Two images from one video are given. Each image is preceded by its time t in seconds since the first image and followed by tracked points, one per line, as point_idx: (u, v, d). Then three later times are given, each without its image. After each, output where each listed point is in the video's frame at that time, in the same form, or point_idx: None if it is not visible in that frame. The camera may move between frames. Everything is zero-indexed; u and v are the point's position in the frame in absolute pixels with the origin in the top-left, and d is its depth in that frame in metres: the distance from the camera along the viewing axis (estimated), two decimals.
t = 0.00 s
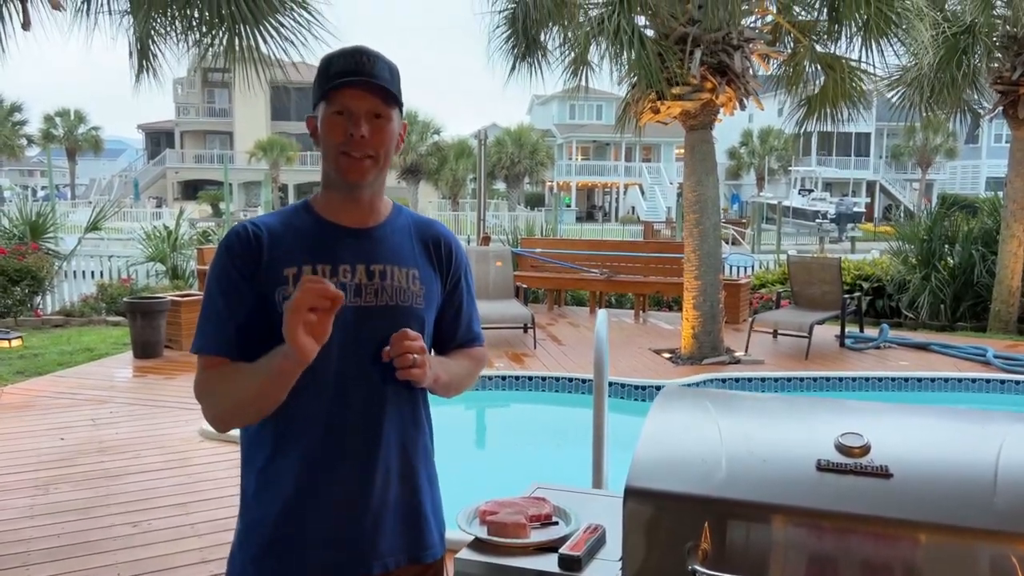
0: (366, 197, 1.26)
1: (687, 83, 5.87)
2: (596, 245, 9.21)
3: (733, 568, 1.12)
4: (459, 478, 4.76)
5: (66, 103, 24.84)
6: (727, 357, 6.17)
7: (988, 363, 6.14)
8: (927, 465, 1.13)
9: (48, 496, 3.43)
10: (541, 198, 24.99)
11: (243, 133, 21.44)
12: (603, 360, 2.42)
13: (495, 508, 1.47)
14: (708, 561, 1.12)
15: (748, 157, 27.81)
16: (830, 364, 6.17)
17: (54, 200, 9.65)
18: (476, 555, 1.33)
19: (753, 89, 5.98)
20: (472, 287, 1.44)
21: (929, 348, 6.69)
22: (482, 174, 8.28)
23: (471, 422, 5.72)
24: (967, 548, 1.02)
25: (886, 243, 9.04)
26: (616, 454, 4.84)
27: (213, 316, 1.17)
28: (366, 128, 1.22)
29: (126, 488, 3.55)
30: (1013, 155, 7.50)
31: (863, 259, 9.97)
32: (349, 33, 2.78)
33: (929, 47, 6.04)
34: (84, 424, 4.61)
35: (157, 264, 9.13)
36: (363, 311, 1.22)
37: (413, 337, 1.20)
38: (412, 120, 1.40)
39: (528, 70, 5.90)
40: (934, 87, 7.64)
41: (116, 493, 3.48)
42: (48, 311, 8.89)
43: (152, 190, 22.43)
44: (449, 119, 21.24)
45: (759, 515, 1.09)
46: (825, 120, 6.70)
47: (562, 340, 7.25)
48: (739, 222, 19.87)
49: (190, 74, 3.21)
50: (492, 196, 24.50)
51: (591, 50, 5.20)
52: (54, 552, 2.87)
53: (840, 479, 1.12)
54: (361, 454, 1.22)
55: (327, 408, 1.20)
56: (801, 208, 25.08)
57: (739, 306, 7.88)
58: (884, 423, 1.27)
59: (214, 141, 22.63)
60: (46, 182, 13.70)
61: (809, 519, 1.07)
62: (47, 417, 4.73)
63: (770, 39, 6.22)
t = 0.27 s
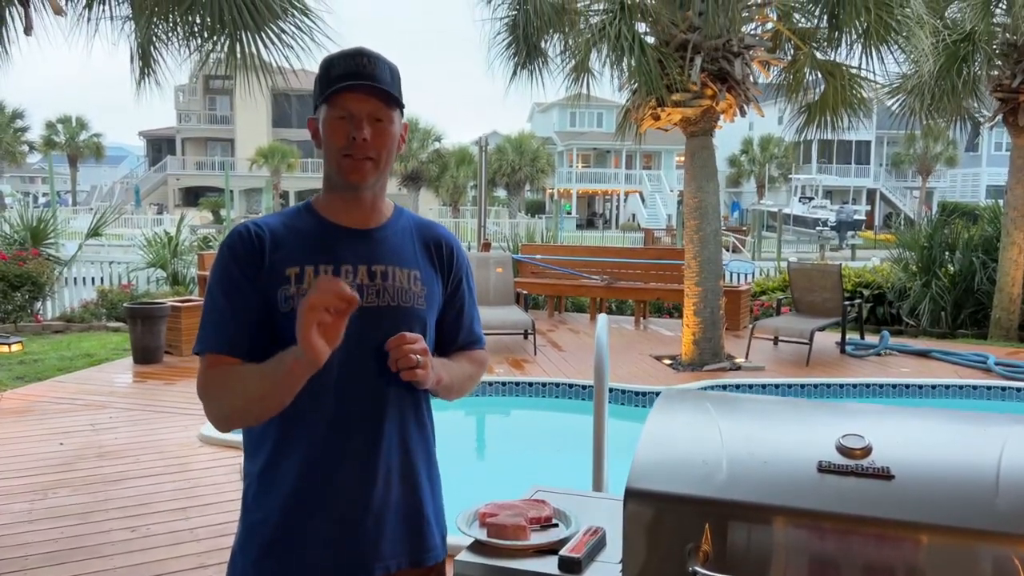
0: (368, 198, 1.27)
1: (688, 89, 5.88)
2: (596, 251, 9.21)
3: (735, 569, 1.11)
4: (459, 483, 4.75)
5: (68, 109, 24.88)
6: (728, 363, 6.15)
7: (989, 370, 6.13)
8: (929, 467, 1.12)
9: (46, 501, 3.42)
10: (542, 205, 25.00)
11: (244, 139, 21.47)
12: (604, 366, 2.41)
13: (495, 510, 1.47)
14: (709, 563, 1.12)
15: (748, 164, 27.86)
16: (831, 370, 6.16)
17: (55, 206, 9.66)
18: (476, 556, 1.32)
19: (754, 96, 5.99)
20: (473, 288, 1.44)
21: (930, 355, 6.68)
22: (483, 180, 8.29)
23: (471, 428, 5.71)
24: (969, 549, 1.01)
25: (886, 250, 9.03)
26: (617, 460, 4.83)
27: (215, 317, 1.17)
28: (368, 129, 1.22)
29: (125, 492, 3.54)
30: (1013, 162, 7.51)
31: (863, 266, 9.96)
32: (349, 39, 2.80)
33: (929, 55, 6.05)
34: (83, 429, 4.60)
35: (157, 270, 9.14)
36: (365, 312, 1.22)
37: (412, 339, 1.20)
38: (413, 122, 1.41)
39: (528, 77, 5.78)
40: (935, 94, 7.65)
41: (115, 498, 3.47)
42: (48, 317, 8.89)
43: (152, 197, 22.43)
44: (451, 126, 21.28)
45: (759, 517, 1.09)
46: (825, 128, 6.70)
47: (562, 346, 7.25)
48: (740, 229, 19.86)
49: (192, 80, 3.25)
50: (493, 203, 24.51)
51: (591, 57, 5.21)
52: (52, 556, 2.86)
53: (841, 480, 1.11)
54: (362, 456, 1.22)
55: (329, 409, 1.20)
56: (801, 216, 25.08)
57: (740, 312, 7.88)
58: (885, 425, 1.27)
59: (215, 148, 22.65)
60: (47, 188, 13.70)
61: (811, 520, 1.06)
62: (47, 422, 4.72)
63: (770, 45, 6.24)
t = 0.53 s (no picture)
0: (368, 196, 1.26)
1: (688, 95, 5.88)
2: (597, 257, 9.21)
3: (735, 570, 1.10)
4: (458, 489, 4.74)
5: (69, 116, 24.90)
6: (728, 369, 6.15)
7: (990, 376, 6.12)
8: (930, 467, 1.12)
9: (45, 505, 3.41)
10: (542, 212, 25.01)
11: (245, 146, 21.49)
12: (604, 370, 2.41)
13: (495, 511, 1.46)
14: (709, 563, 1.11)
15: (748, 172, 27.90)
16: (832, 377, 6.15)
17: (55, 212, 9.67)
18: (475, 557, 1.32)
19: (754, 102, 6.00)
20: (472, 287, 1.45)
21: (930, 361, 6.68)
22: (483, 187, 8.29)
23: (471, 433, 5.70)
24: (970, 549, 1.01)
25: (886, 257, 9.03)
26: (617, 466, 4.82)
27: (214, 316, 1.17)
28: (368, 128, 1.22)
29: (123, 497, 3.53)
30: (1013, 169, 7.52)
31: (863, 273, 9.96)
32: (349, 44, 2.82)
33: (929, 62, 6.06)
34: (82, 434, 4.59)
35: (157, 276, 9.14)
36: (366, 311, 1.22)
37: (418, 338, 1.19)
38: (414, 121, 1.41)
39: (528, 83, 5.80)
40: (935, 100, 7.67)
41: (113, 503, 3.46)
42: (48, 323, 8.89)
43: (153, 203, 22.43)
44: (451, 133, 21.30)
45: (760, 517, 1.08)
46: (825, 135, 6.71)
47: (562, 352, 7.24)
48: (740, 236, 19.86)
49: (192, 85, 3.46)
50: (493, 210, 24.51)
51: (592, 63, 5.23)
52: (50, 561, 2.85)
53: (842, 480, 1.11)
54: (362, 456, 1.21)
55: (329, 407, 1.20)
56: (801, 223, 25.10)
57: (740, 318, 7.88)
58: (886, 425, 1.26)
59: (216, 154, 22.67)
60: (48, 194, 13.71)
61: (811, 520, 1.06)
62: (46, 427, 4.71)
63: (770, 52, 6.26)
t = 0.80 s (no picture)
0: (369, 206, 1.27)
1: (688, 102, 5.87)
2: (597, 265, 9.21)
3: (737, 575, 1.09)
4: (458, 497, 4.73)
5: (70, 124, 24.94)
6: (728, 376, 6.13)
7: (992, 384, 6.10)
8: (932, 471, 1.11)
9: (43, 512, 3.40)
10: (542, 220, 25.02)
11: (245, 154, 21.51)
12: (604, 377, 2.40)
13: (495, 516, 1.47)
14: (710, 568, 1.10)
15: (748, 180, 27.93)
16: (833, 384, 6.13)
17: (56, 219, 9.67)
18: (475, 563, 1.34)
19: (754, 109, 6.01)
20: (473, 291, 1.45)
21: (932, 369, 6.66)
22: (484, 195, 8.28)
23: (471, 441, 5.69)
24: (974, 553, 1.00)
25: (887, 264, 9.03)
26: (617, 474, 4.81)
27: (214, 321, 1.16)
28: (372, 139, 1.22)
29: (122, 504, 3.52)
30: (1013, 176, 7.52)
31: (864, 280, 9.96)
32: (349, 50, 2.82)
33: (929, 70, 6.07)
34: (81, 440, 4.58)
35: (157, 284, 9.14)
36: (367, 316, 1.22)
37: (422, 342, 1.19)
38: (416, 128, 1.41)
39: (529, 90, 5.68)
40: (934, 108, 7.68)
41: (112, 510, 3.45)
42: (48, 330, 8.88)
43: (154, 211, 22.42)
44: (452, 141, 21.32)
45: (761, 521, 1.08)
46: (825, 143, 6.72)
47: (563, 359, 7.23)
48: (740, 244, 19.84)
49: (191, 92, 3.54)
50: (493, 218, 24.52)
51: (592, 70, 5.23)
52: (48, 568, 2.84)
53: (844, 484, 1.10)
54: (363, 460, 1.21)
55: (330, 411, 1.19)
56: (801, 231, 25.09)
57: (741, 326, 7.87)
58: (887, 430, 1.26)
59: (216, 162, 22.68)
60: (49, 202, 13.70)
61: (813, 524, 1.05)
62: (45, 434, 4.70)
63: (770, 60, 6.27)
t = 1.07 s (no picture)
0: (369, 211, 1.28)
1: (688, 107, 5.88)
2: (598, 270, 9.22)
3: None
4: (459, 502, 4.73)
5: (72, 130, 24.96)
6: (729, 381, 6.13)
7: (992, 389, 6.09)
8: (934, 473, 1.11)
9: (43, 517, 3.39)
10: (543, 225, 25.02)
11: (246, 160, 21.52)
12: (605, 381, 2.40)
13: (496, 520, 1.49)
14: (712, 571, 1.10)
15: (749, 185, 27.95)
16: (833, 389, 6.13)
17: (57, 225, 9.67)
18: (476, 566, 1.35)
19: (754, 114, 6.02)
20: (474, 295, 1.45)
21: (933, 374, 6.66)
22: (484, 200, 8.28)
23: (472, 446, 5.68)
24: (975, 555, 1.00)
25: (888, 270, 9.03)
26: (618, 480, 4.81)
27: (214, 322, 1.17)
28: (372, 146, 1.23)
29: (122, 509, 3.51)
30: (1014, 181, 7.53)
31: (865, 285, 9.95)
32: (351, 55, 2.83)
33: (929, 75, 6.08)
34: (81, 445, 4.58)
35: (158, 289, 9.15)
36: (367, 318, 1.22)
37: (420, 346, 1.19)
38: (416, 130, 1.42)
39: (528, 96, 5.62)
40: (934, 113, 7.70)
41: (112, 515, 3.44)
42: (48, 335, 8.88)
43: (154, 217, 22.41)
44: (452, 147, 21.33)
45: (763, 523, 1.07)
46: (825, 148, 6.73)
47: (563, 364, 7.23)
48: (741, 250, 19.82)
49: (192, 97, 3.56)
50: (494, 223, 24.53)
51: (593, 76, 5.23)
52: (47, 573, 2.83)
53: (846, 486, 1.10)
54: (362, 464, 1.21)
55: (329, 414, 1.19)
56: (802, 236, 25.09)
57: (741, 331, 7.87)
58: (889, 432, 1.26)
59: (217, 168, 22.68)
60: (49, 208, 13.70)
61: (815, 527, 1.05)
62: (45, 439, 4.69)
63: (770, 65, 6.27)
